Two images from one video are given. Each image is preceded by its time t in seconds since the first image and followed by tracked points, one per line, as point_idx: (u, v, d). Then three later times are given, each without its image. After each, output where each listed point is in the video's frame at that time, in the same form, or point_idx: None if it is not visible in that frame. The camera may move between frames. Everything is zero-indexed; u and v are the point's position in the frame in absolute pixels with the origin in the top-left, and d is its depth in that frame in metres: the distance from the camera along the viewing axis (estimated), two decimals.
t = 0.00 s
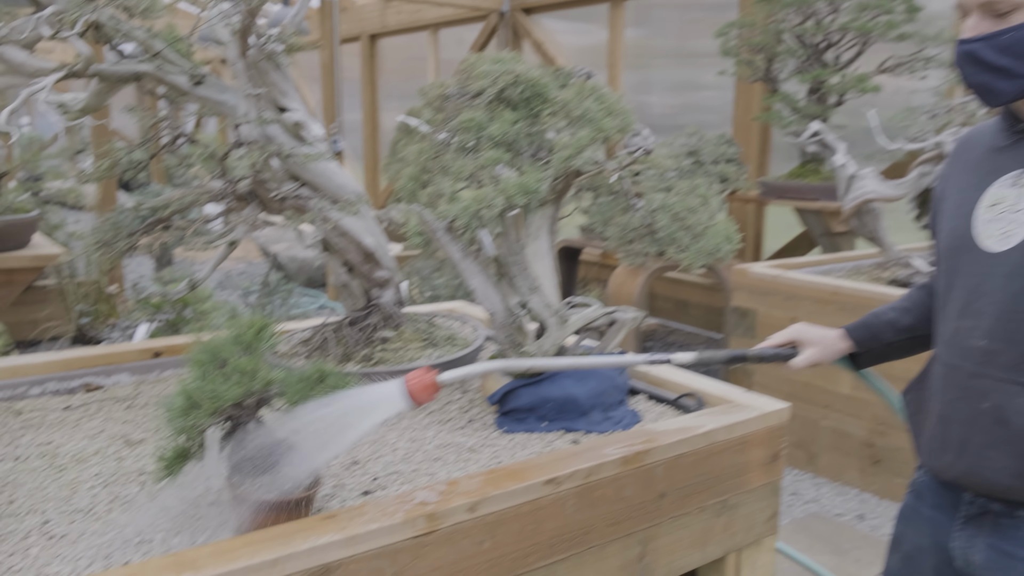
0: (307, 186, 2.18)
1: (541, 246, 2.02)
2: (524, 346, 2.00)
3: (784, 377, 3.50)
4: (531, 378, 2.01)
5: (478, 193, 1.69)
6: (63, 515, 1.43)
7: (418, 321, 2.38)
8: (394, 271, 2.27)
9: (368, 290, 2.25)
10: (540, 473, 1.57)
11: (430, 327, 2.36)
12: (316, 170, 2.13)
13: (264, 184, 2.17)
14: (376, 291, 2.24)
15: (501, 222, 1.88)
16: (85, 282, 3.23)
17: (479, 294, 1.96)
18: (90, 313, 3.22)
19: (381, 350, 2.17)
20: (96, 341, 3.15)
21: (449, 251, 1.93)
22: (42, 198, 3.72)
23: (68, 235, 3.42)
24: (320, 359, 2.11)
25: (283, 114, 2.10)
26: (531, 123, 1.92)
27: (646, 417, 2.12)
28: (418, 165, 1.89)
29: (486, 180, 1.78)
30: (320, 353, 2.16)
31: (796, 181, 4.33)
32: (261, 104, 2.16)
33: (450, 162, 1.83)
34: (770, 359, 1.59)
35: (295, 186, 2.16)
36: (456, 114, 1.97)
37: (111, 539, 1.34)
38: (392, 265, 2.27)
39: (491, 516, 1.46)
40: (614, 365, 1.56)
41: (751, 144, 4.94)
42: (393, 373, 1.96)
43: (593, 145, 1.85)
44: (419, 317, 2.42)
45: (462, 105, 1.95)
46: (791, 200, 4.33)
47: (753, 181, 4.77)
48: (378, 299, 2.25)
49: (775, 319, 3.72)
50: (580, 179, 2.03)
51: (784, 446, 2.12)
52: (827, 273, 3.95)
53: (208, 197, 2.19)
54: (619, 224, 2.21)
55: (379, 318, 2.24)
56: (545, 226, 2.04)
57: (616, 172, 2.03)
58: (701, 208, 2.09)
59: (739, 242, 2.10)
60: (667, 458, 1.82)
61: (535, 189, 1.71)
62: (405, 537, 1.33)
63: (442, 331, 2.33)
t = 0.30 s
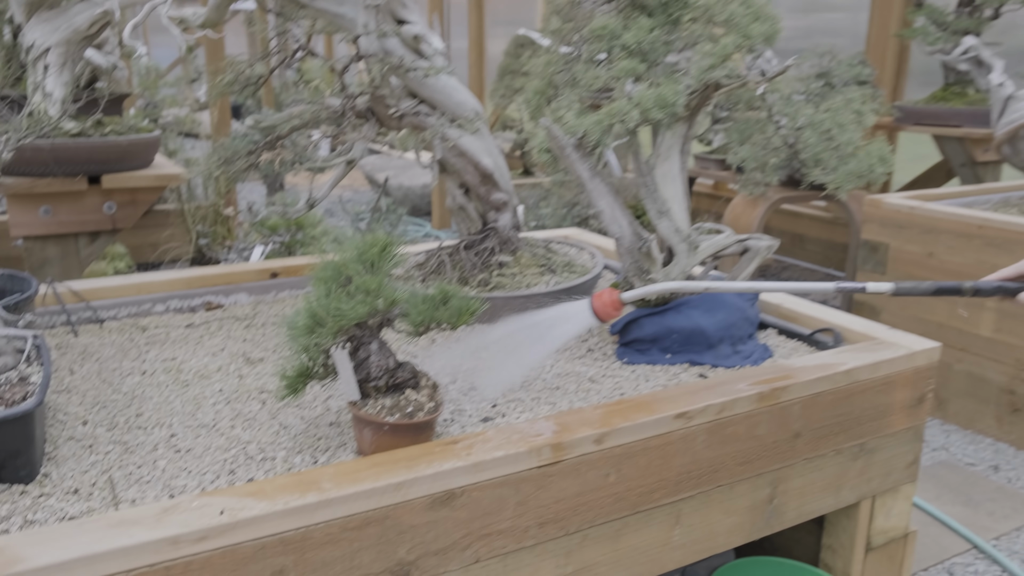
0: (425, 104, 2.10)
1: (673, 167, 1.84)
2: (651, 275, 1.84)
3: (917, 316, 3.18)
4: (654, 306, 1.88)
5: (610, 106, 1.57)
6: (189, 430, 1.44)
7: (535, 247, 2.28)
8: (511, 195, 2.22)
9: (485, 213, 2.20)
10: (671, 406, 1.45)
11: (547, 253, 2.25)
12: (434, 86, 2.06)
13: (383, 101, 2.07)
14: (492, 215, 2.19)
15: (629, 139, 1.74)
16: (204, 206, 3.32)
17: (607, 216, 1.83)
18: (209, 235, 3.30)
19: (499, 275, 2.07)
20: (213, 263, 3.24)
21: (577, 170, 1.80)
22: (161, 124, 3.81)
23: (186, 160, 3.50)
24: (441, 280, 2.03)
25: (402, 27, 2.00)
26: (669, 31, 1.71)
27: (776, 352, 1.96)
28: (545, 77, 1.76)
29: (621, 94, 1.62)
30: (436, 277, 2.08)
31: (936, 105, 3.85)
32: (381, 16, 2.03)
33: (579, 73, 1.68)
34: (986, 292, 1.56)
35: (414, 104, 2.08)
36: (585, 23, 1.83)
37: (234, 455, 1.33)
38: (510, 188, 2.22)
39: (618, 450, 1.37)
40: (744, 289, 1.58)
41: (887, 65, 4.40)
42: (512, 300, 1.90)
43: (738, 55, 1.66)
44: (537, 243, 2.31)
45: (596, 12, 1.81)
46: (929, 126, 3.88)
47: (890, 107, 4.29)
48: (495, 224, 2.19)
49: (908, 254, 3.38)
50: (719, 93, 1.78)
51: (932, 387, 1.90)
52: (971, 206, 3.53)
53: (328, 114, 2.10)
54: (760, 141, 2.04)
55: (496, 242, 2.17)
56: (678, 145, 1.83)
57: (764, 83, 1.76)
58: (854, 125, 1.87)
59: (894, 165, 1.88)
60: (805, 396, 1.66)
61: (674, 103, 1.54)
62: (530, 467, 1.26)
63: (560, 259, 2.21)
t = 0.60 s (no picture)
0: (488, 58, 2.04)
1: (751, 129, 1.74)
2: (726, 244, 1.72)
3: (995, 294, 2.97)
4: (726, 277, 1.77)
5: (693, 60, 1.47)
6: (242, 394, 1.39)
7: (599, 212, 2.17)
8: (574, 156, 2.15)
9: (547, 175, 2.13)
10: (748, 385, 1.35)
11: (612, 219, 2.15)
12: (500, 39, 2.01)
13: (446, 54, 1.98)
14: (555, 176, 2.13)
15: (709, 97, 1.63)
16: (257, 163, 3.28)
17: (681, 180, 1.71)
18: (261, 193, 3.23)
19: (562, 241, 1.97)
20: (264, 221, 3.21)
21: (653, 129, 1.66)
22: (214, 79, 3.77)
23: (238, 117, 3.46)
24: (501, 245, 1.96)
25: None
26: None
27: (855, 329, 1.83)
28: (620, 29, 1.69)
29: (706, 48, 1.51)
30: (496, 241, 2.00)
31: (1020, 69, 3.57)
32: None
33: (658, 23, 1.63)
34: None
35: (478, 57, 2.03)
36: None
37: (289, 423, 1.28)
38: (573, 150, 2.15)
39: (692, 430, 1.28)
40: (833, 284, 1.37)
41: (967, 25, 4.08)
42: (575, 266, 1.85)
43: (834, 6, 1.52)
44: (599, 207, 2.20)
45: None
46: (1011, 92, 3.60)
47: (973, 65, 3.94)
48: (558, 185, 2.13)
49: (986, 227, 3.16)
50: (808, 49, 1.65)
51: None
52: None
53: (388, 68, 1.97)
54: (849, 103, 1.88)
55: (559, 206, 2.07)
56: (757, 105, 1.72)
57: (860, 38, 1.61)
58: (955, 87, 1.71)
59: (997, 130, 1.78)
60: (889, 378, 1.52)
61: (762, 57, 1.42)
62: (599, 446, 1.18)
63: (625, 225, 2.11)
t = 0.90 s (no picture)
0: (523, 48, 2.05)
1: (798, 123, 1.70)
2: (771, 241, 1.67)
3: None
4: (769, 275, 1.71)
5: (743, 50, 1.42)
6: (271, 393, 1.36)
7: (635, 206, 2.15)
8: (609, 149, 2.15)
9: (581, 168, 2.14)
10: (797, 390, 1.29)
11: (647, 214, 2.14)
12: (535, 29, 2.02)
13: (480, 43, 1.93)
14: (589, 170, 2.14)
15: (757, 89, 1.58)
16: (281, 153, 3.24)
17: (726, 175, 1.66)
18: (288, 182, 3.18)
19: (597, 237, 1.96)
20: (288, 212, 3.18)
21: (699, 123, 1.61)
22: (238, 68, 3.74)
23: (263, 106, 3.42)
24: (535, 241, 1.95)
25: None
26: None
27: (903, 331, 1.76)
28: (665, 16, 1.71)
29: (755, 37, 1.48)
30: (531, 236, 2.00)
31: None
32: None
33: (707, 13, 1.64)
34: None
35: (512, 46, 2.04)
36: None
37: (320, 424, 1.24)
38: (608, 143, 2.15)
39: (740, 437, 1.22)
40: (876, 293, 1.20)
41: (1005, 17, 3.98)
42: (612, 262, 1.83)
43: None
44: (635, 201, 2.18)
45: None
46: None
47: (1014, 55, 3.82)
48: (592, 179, 2.13)
49: None
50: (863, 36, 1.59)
51: None
52: None
53: (422, 57, 1.90)
54: (901, 95, 1.86)
55: (594, 200, 2.06)
56: (805, 97, 1.69)
57: (919, 26, 1.54)
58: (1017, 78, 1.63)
59: None
60: (944, 383, 1.44)
61: (817, 47, 1.37)
62: (643, 453, 1.12)
63: (660, 220, 2.10)
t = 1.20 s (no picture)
0: (546, 38, 2.03)
1: (829, 113, 1.66)
2: (800, 233, 1.63)
3: None
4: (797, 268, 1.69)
5: (773, 39, 1.39)
6: (295, 388, 1.36)
7: (659, 197, 2.13)
8: (633, 139, 2.12)
9: (605, 159, 2.12)
10: (828, 386, 1.26)
11: (671, 205, 2.11)
12: (559, 19, 2.00)
13: (503, 33, 1.91)
14: (613, 161, 2.11)
15: (787, 78, 1.55)
16: (301, 146, 3.24)
17: (755, 166, 1.62)
18: (308, 175, 3.17)
19: (621, 229, 1.95)
20: (308, 204, 3.18)
21: (728, 113, 1.57)
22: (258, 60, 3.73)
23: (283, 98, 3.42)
24: (559, 234, 1.94)
25: None
26: None
27: (935, 324, 1.72)
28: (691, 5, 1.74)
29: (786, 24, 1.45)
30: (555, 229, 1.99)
31: None
32: None
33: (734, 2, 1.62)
34: None
35: (535, 36, 2.01)
36: None
37: (343, 420, 1.24)
38: (632, 133, 2.12)
39: (770, 434, 1.19)
40: (855, 276, 1.14)
41: None
42: (636, 255, 1.82)
43: None
44: (659, 193, 2.16)
45: None
46: None
47: None
48: (616, 170, 2.10)
49: None
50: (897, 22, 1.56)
51: None
52: None
53: (444, 48, 1.89)
54: (934, 83, 1.79)
55: (618, 192, 2.05)
56: (835, 85, 1.66)
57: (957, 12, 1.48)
58: None
59: None
60: (980, 378, 1.41)
61: (850, 35, 1.33)
62: (672, 451, 1.10)
63: (685, 212, 2.08)
